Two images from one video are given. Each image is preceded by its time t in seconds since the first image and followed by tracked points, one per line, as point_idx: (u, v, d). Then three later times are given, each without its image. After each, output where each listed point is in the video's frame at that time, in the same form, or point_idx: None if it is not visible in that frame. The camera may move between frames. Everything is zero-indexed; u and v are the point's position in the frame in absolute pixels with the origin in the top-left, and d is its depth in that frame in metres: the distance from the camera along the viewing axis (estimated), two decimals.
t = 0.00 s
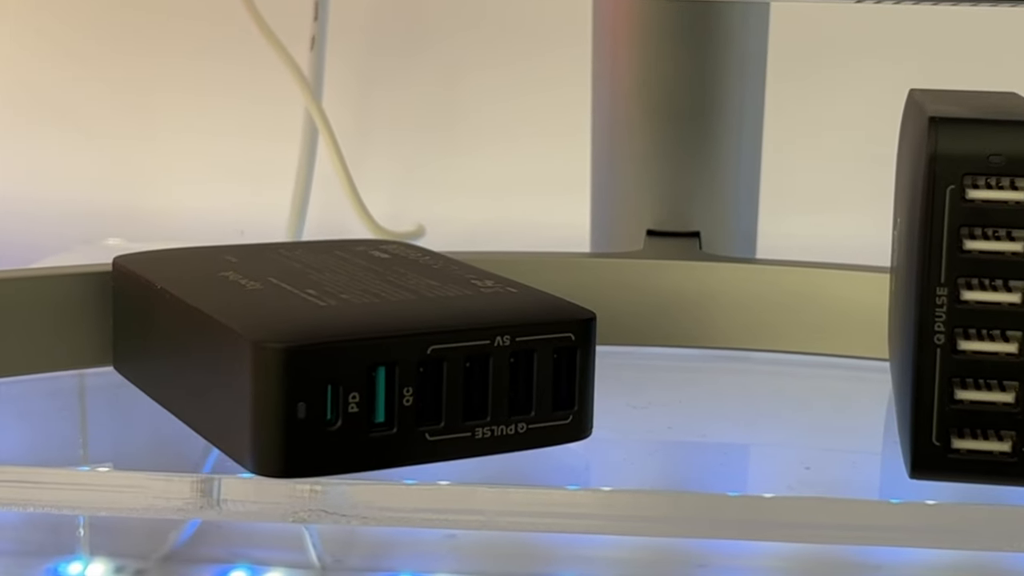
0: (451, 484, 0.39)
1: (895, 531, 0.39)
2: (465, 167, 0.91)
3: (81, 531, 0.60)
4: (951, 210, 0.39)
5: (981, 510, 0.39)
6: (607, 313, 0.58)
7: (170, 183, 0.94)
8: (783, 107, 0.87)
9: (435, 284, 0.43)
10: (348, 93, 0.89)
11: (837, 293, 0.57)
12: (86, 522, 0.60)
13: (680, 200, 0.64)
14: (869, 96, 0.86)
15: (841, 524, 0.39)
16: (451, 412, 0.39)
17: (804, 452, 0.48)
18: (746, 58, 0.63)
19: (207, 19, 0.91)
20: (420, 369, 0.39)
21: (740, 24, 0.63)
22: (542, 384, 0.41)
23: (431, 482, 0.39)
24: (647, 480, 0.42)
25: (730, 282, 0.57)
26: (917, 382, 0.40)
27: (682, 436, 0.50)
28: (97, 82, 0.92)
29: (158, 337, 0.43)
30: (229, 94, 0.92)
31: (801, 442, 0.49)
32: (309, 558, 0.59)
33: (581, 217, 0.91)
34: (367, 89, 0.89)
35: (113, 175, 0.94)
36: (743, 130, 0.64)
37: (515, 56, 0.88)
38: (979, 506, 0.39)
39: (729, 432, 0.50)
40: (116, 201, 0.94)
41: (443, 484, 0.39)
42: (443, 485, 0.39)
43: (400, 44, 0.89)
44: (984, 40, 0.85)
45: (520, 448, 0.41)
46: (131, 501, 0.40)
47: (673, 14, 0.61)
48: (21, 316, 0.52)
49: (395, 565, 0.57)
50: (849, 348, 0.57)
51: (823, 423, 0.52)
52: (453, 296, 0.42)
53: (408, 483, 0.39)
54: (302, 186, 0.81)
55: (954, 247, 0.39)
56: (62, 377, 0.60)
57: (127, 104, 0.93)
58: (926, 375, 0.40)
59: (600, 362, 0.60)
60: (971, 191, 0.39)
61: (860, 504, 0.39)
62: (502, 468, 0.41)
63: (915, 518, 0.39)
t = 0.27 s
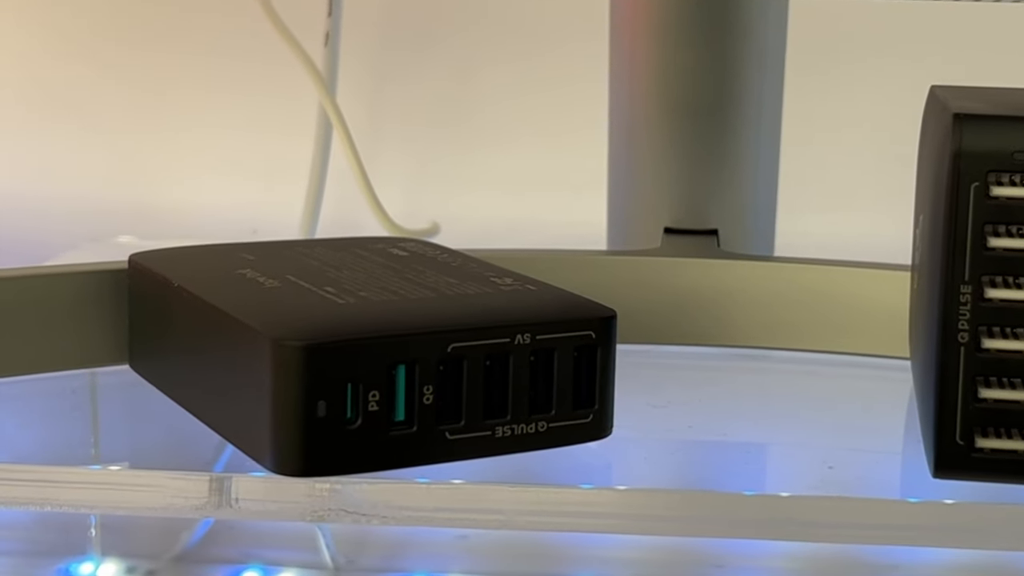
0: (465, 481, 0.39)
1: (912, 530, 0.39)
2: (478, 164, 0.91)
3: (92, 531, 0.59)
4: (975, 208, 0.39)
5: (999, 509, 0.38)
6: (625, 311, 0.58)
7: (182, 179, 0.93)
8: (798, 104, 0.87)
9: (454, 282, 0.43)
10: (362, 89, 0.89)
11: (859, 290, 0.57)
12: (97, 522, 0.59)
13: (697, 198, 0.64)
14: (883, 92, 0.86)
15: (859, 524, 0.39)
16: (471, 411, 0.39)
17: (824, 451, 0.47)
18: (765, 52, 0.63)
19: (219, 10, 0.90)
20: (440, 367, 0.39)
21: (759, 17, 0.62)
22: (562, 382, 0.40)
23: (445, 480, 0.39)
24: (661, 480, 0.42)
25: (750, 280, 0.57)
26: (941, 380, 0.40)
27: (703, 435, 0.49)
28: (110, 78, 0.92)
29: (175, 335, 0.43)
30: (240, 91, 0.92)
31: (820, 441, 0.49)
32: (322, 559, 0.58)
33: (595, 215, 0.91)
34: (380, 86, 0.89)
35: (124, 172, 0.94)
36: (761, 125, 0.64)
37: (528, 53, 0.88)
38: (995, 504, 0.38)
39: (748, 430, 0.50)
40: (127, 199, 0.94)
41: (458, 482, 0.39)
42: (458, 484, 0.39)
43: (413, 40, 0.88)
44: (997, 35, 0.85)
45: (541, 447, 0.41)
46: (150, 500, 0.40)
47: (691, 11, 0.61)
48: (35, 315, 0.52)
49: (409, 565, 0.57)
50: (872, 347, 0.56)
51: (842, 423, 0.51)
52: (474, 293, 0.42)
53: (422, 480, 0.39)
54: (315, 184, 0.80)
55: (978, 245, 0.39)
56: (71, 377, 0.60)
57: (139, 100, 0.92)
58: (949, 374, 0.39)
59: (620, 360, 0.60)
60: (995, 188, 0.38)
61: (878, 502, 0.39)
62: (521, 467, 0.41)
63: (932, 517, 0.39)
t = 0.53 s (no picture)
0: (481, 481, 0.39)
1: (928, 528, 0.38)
2: (491, 161, 0.90)
3: (103, 531, 0.59)
4: (1000, 205, 0.38)
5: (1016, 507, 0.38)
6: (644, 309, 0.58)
7: (193, 177, 0.93)
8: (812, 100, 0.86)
9: (474, 279, 0.43)
10: (376, 85, 0.89)
11: (880, 287, 0.57)
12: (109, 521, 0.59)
13: (716, 194, 0.64)
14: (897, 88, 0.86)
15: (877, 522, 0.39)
16: (492, 409, 0.39)
17: (846, 450, 0.47)
18: (784, 49, 0.63)
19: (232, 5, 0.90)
20: (460, 365, 0.38)
21: (778, 12, 0.62)
22: (582, 380, 0.40)
23: (461, 480, 0.39)
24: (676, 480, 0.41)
25: (769, 279, 0.57)
26: (965, 379, 0.39)
27: (725, 434, 0.49)
28: (121, 76, 0.92)
29: (192, 332, 0.43)
30: (253, 87, 0.91)
31: (840, 440, 0.48)
32: (336, 559, 0.58)
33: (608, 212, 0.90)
34: (394, 82, 0.89)
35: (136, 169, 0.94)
36: (780, 122, 0.64)
37: (541, 49, 0.88)
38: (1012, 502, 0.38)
39: (767, 430, 0.50)
40: (138, 196, 0.94)
41: (472, 481, 0.39)
42: (473, 483, 0.39)
43: (427, 35, 0.88)
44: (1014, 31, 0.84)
45: (561, 446, 0.40)
46: (166, 499, 0.40)
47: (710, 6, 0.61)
48: (49, 312, 0.52)
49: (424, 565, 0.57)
50: (893, 345, 0.56)
51: (860, 422, 0.51)
52: (494, 291, 0.41)
53: (438, 479, 0.38)
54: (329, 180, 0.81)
55: (1003, 242, 0.38)
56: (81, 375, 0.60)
57: (150, 97, 0.92)
58: (974, 372, 0.39)
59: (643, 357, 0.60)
60: (1021, 185, 0.38)
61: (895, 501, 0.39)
62: (541, 467, 0.40)
63: (947, 516, 0.38)
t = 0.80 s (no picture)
0: (496, 479, 0.38)
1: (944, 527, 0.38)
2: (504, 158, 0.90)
3: (115, 531, 0.59)
4: None
5: None
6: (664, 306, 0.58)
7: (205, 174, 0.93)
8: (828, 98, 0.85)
9: (493, 276, 0.43)
10: (391, 81, 0.89)
11: (900, 284, 0.57)
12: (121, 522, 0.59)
13: (735, 192, 0.64)
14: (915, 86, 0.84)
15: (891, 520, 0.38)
16: (513, 407, 0.39)
17: (867, 449, 0.47)
18: (803, 47, 0.63)
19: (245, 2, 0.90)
20: (481, 363, 0.38)
21: (796, 11, 0.62)
22: (604, 378, 0.40)
23: (474, 478, 0.38)
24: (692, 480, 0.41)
25: (789, 276, 0.57)
26: (989, 378, 0.39)
27: (746, 432, 0.49)
28: (132, 73, 0.92)
29: (209, 330, 0.43)
30: (265, 83, 0.91)
31: (859, 439, 0.48)
32: (350, 558, 0.57)
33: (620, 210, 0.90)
34: (409, 79, 0.89)
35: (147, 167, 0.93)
36: (799, 120, 0.63)
37: (554, 45, 0.88)
38: None
39: (787, 429, 0.50)
40: (149, 193, 0.94)
41: (486, 479, 0.38)
42: (486, 481, 0.38)
43: (442, 31, 0.88)
44: None
45: (583, 445, 0.40)
46: (184, 497, 0.39)
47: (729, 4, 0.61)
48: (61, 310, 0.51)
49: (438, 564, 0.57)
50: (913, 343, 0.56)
51: (878, 421, 0.51)
52: (514, 288, 0.41)
53: (451, 478, 0.38)
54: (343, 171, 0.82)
55: None
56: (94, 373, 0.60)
57: (162, 94, 0.92)
58: (998, 371, 0.39)
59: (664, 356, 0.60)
60: None
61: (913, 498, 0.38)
62: (558, 466, 0.40)
63: (963, 515, 0.38)
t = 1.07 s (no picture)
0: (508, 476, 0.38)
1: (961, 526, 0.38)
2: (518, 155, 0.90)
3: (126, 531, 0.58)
4: None
5: None
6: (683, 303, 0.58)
7: (216, 171, 0.93)
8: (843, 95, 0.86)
9: (514, 274, 0.42)
10: (404, 78, 0.88)
11: (922, 283, 0.56)
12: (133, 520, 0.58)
13: (753, 189, 0.63)
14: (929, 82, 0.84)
15: (906, 520, 0.38)
16: (535, 405, 0.38)
17: (888, 449, 0.46)
18: (822, 44, 0.62)
19: None
20: (502, 361, 0.38)
21: (816, 8, 0.61)
22: (625, 376, 0.40)
23: (490, 475, 0.38)
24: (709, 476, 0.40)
25: (810, 274, 0.57)
26: (1015, 376, 0.38)
27: (767, 430, 0.49)
28: (144, 70, 0.92)
29: (227, 327, 0.42)
30: (278, 80, 0.91)
31: (879, 438, 0.48)
32: (364, 558, 0.57)
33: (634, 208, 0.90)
34: (422, 76, 0.89)
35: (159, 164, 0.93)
36: (818, 118, 0.63)
37: (569, 42, 0.87)
38: None
39: (806, 427, 0.49)
40: (160, 190, 0.94)
41: (501, 476, 0.38)
42: (501, 478, 0.38)
43: (456, 28, 0.88)
44: None
45: (604, 443, 0.40)
46: (202, 496, 0.39)
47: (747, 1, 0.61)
48: (80, 305, 0.51)
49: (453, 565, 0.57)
50: (936, 342, 0.56)
51: (895, 420, 0.50)
52: (536, 286, 0.41)
53: (467, 475, 0.38)
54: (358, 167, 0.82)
55: None
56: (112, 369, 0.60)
57: (173, 91, 0.92)
58: None
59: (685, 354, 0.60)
60: None
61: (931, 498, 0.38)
62: (580, 463, 0.40)
63: (981, 515, 0.37)
